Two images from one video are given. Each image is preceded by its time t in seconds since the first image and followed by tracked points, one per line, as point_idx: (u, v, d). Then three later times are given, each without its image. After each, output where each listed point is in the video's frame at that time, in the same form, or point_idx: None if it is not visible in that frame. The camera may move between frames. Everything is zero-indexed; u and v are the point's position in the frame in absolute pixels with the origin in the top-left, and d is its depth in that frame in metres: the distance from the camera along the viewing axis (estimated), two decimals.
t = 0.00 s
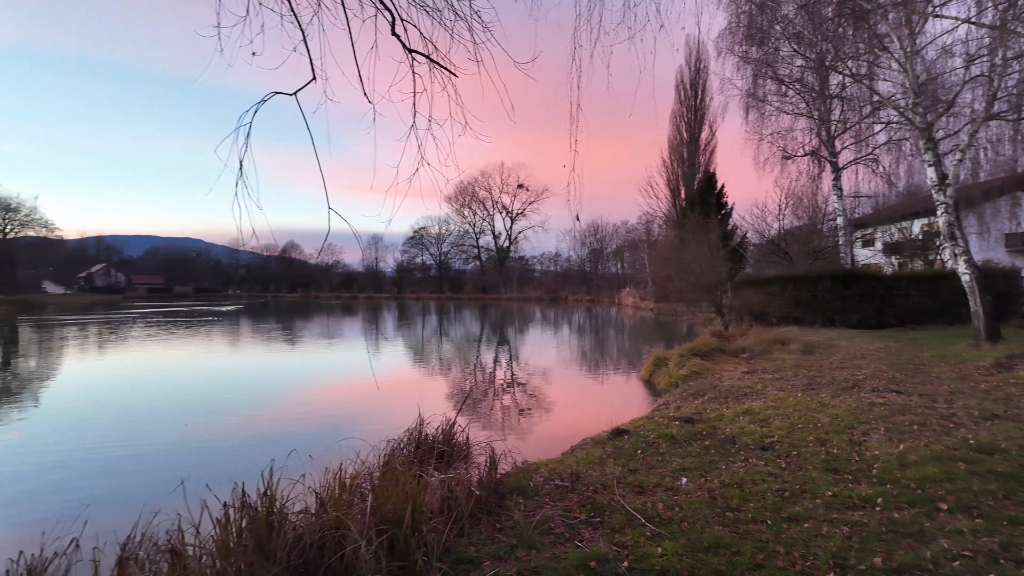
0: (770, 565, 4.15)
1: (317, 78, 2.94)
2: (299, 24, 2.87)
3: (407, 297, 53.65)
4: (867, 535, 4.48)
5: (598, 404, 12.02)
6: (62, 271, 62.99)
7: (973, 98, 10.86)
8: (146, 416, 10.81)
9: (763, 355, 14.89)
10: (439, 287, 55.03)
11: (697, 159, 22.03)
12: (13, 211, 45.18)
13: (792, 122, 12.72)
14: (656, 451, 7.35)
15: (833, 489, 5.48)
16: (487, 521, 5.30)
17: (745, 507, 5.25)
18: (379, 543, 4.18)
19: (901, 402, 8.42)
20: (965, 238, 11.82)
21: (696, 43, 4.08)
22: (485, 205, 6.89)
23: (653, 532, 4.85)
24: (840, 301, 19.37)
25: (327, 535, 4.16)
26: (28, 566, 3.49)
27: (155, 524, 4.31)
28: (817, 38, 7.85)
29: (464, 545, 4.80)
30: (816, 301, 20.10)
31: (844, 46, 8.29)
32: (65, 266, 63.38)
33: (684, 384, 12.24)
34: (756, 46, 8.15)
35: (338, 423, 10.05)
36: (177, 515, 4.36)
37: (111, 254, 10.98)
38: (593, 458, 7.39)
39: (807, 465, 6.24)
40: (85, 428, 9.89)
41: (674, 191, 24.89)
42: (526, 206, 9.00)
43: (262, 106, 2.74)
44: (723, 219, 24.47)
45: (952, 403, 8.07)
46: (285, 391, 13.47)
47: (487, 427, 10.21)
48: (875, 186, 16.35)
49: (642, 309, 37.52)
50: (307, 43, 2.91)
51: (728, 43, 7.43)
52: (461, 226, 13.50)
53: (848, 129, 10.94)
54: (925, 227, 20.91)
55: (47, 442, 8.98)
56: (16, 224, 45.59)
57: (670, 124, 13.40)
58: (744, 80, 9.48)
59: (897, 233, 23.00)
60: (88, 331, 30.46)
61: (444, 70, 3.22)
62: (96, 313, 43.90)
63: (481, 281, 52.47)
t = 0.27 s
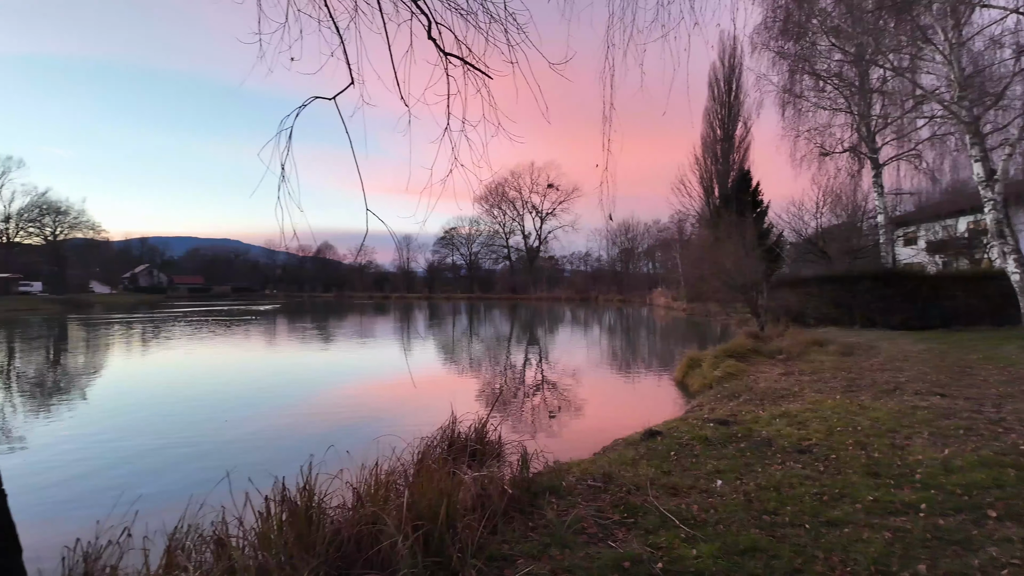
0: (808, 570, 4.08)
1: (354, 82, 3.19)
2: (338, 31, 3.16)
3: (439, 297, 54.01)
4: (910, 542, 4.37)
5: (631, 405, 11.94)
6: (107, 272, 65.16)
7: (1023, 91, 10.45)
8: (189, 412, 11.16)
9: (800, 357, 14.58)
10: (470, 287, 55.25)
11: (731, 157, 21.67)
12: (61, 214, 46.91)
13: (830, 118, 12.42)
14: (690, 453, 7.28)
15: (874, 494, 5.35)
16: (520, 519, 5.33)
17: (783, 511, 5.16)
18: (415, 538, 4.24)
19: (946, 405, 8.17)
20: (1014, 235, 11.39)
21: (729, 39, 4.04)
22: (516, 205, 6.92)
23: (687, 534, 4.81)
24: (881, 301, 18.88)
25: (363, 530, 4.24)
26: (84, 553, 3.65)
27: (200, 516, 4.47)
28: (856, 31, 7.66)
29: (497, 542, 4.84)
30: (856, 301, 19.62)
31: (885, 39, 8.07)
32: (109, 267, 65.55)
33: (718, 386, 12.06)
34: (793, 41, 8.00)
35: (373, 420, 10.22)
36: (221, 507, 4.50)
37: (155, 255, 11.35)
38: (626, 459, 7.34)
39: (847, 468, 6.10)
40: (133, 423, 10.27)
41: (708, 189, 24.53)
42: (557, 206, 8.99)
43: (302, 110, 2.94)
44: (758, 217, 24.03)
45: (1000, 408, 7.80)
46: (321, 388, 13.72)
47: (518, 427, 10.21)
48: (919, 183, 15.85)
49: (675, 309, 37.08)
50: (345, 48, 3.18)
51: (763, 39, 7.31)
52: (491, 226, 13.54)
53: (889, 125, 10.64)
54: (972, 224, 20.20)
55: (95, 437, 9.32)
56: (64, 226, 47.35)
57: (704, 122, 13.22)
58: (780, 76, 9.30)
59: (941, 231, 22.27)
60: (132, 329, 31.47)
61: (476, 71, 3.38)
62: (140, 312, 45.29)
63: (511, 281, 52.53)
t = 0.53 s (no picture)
0: None
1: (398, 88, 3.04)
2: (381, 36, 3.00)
3: (476, 297, 54.30)
4: (966, 551, 4.22)
5: (670, 406, 11.82)
6: (158, 272, 67.69)
7: None
8: (238, 407, 11.54)
9: (847, 359, 14.17)
10: (507, 287, 55.38)
11: (774, 154, 21.17)
12: (117, 217, 48.97)
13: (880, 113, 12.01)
14: (732, 456, 7.16)
15: (927, 501, 5.18)
16: (560, 518, 5.34)
17: (830, 516, 5.05)
18: (457, 535, 4.31)
19: (1004, 410, 7.83)
20: None
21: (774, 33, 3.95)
22: (554, 205, 6.92)
23: (730, 538, 4.75)
24: (934, 301, 18.28)
25: (407, 525, 4.32)
26: (145, 542, 3.83)
27: (251, 508, 4.63)
28: (907, 21, 7.40)
29: (538, 541, 4.86)
30: (908, 302, 19.01)
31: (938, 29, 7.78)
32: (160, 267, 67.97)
33: (761, 388, 11.82)
34: (840, 33, 7.78)
35: (414, 417, 10.38)
36: (270, 500, 4.65)
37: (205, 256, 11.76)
38: (667, 461, 7.28)
39: (898, 474, 5.92)
40: (187, 418, 10.67)
41: (750, 187, 24.02)
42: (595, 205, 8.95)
43: (348, 118, 2.88)
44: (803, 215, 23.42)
45: None
46: (362, 386, 13.99)
47: (555, 427, 10.22)
48: (975, 178, 15.20)
49: (715, 309, 36.44)
50: (387, 54, 3.02)
51: (809, 31, 7.14)
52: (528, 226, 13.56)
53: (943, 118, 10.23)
54: None
55: (152, 430, 9.71)
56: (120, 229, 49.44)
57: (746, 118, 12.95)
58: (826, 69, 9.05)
59: (999, 228, 21.33)
60: (182, 328, 32.65)
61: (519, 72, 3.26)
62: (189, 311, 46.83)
63: (548, 281, 52.45)
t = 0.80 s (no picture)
0: None
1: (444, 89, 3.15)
2: (427, 38, 3.15)
3: (515, 297, 54.38)
4: None
5: (714, 409, 11.61)
6: (209, 272, 70.04)
7: None
8: (286, 404, 11.86)
9: (901, 361, 13.67)
10: (545, 287, 55.26)
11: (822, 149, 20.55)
12: (171, 219, 50.91)
13: (936, 106, 11.53)
14: (779, 459, 7.01)
15: (988, 509, 4.97)
16: (603, 518, 5.32)
17: (882, 523, 4.90)
18: (501, 531, 4.35)
19: None
20: None
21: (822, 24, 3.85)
22: (593, 204, 6.90)
23: (778, 542, 4.66)
24: (995, 303, 17.70)
25: (451, 519, 4.37)
26: (204, 529, 4.00)
27: (301, 501, 4.77)
28: (966, 9, 7.12)
29: (582, 540, 4.86)
30: (967, 302, 18.32)
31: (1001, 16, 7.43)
32: (210, 268, 70.27)
33: (809, 391, 11.50)
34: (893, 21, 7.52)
35: (456, 415, 10.47)
36: (319, 493, 4.79)
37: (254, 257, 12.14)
38: (711, 463, 7.16)
39: (957, 481, 5.69)
40: (237, 413, 11.05)
41: (797, 184, 23.38)
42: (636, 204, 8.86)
43: (395, 122, 2.93)
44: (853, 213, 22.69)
45: None
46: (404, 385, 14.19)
47: (595, 428, 10.16)
48: None
49: (760, 310, 35.59)
50: (433, 54, 3.17)
51: (859, 20, 6.94)
52: (567, 225, 13.51)
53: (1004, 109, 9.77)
54: None
55: (205, 425, 10.09)
56: (174, 231, 51.38)
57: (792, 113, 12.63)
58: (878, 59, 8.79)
59: None
60: (231, 326, 33.75)
61: (562, 73, 3.27)
62: (238, 310, 48.29)
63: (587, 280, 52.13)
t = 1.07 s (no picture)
0: None
1: (481, 91, 3.18)
2: (463, 41, 3.19)
3: (547, 297, 54.29)
4: None
5: (752, 411, 11.41)
6: (248, 272, 71.72)
7: None
8: (323, 402, 12.08)
9: (949, 364, 13.21)
10: (578, 287, 55.03)
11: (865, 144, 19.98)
12: (213, 221, 52.30)
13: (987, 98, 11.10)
14: (820, 462, 6.86)
15: None
16: (639, 519, 5.28)
17: (930, 530, 4.75)
18: (537, 529, 4.36)
19: None
20: None
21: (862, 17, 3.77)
22: (626, 203, 6.86)
23: (819, 547, 4.57)
24: None
25: (487, 517, 4.41)
26: (249, 521, 4.13)
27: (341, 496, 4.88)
28: None
29: (617, 540, 4.83)
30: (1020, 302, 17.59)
31: None
32: (249, 268, 71.96)
33: (851, 394, 11.21)
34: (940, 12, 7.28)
35: (489, 414, 10.52)
36: (358, 488, 4.88)
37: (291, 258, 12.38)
38: (750, 466, 7.04)
39: (1010, 489, 5.48)
40: (277, 410, 11.30)
41: (837, 181, 22.78)
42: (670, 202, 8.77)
43: (434, 124, 2.99)
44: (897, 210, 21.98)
45: None
46: (438, 383, 14.32)
47: (629, 429, 10.08)
48: None
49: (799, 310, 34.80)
50: (469, 57, 3.20)
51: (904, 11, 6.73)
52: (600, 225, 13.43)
53: None
54: None
55: (246, 421, 10.34)
56: (215, 232, 52.78)
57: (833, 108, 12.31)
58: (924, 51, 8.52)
59: None
60: (270, 325, 34.54)
61: (597, 73, 3.28)
62: (276, 309, 49.34)
63: (620, 280, 51.72)
